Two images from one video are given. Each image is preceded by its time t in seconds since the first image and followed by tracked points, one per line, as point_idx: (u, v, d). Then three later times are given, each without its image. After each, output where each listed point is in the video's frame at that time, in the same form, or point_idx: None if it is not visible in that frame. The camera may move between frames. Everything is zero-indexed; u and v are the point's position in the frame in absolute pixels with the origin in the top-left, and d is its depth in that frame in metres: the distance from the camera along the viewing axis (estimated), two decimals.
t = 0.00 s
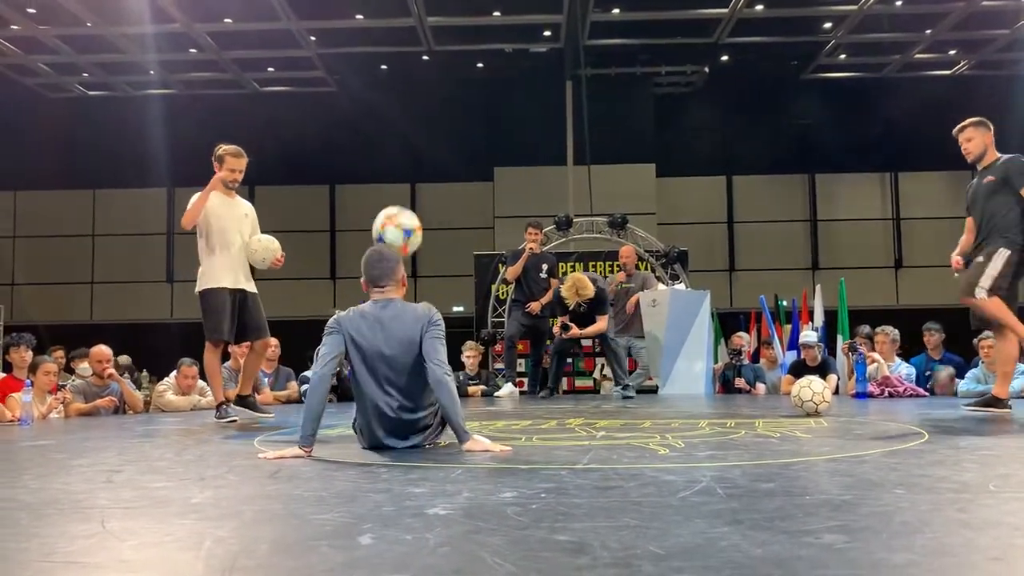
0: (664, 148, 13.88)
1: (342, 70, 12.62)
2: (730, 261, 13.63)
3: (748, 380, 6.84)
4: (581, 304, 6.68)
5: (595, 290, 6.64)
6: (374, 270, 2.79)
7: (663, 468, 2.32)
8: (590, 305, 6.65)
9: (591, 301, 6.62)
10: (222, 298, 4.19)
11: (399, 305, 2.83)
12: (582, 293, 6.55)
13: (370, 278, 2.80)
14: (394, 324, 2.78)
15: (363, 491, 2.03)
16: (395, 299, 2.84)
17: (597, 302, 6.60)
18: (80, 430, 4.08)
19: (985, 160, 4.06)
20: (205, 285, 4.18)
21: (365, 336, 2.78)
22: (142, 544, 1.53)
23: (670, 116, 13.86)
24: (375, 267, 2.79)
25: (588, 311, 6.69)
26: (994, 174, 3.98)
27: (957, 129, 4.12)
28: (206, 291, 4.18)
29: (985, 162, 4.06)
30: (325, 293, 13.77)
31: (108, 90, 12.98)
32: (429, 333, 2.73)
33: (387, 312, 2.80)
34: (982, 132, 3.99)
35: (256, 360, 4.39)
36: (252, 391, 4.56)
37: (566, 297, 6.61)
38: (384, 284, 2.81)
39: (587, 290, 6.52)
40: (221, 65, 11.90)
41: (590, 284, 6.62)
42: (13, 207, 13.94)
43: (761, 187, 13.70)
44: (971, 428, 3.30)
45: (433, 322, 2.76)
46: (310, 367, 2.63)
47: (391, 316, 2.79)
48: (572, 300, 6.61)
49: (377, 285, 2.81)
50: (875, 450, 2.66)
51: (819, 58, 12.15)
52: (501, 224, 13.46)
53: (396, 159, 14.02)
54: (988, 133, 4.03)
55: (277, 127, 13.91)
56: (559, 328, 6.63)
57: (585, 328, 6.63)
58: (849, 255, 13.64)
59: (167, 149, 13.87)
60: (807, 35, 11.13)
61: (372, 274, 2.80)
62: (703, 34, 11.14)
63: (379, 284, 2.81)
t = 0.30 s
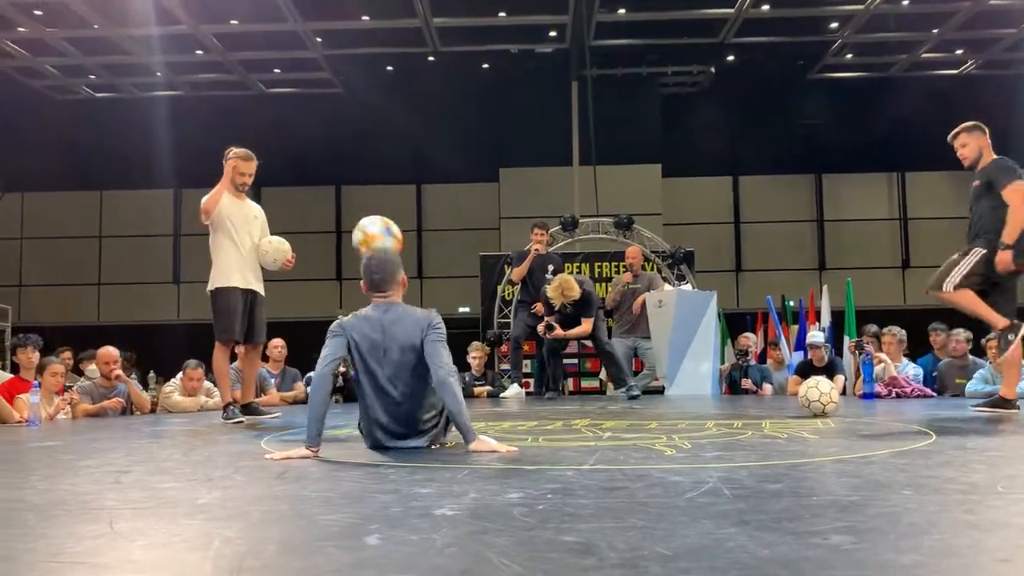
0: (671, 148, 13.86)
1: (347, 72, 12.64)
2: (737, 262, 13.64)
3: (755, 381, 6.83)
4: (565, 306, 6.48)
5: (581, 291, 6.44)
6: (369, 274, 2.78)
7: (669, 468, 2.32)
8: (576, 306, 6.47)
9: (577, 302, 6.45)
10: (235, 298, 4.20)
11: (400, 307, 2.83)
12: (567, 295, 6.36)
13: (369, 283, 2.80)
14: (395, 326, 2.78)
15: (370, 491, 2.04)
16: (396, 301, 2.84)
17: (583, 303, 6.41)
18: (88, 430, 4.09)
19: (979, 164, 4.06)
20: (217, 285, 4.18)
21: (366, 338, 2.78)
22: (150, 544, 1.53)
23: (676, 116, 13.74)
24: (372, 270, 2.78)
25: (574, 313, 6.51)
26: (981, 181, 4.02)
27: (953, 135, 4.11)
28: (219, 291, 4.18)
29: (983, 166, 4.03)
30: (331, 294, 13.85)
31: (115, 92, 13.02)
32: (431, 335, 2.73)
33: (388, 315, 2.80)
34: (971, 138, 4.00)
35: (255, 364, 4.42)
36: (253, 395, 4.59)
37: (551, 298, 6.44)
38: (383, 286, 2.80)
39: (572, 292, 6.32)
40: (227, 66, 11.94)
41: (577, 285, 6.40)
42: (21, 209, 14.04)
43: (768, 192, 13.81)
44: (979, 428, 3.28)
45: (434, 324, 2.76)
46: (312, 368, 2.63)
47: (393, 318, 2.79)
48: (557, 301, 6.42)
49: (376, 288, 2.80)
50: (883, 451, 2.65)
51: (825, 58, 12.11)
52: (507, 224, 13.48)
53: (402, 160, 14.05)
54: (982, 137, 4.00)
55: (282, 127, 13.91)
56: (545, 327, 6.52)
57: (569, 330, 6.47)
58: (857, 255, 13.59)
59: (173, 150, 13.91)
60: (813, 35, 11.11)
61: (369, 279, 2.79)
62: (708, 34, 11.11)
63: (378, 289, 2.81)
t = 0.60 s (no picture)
0: (676, 151, 13.85)
1: (352, 74, 12.67)
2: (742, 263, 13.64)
3: (760, 384, 6.82)
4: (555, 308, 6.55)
5: (571, 293, 6.46)
6: (357, 274, 2.88)
7: (674, 470, 2.31)
8: (566, 308, 6.49)
9: (567, 304, 6.47)
10: (245, 299, 4.21)
11: (388, 307, 2.91)
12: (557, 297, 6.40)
13: (356, 283, 2.88)
14: (388, 325, 2.86)
15: (375, 492, 2.04)
16: (381, 300, 2.93)
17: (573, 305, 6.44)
18: (93, 430, 4.10)
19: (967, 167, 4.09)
20: (228, 286, 4.21)
21: (359, 339, 2.82)
22: (157, 544, 1.54)
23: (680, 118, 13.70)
24: (359, 271, 2.88)
25: (564, 314, 6.54)
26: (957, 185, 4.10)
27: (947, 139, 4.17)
28: (229, 292, 4.21)
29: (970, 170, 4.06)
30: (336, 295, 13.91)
31: (120, 93, 13.03)
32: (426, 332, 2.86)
33: (378, 315, 2.87)
34: (956, 142, 4.06)
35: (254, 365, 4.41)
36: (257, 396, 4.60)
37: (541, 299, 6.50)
38: (371, 286, 2.90)
39: (562, 294, 6.36)
40: (233, 68, 11.97)
41: (567, 287, 6.43)
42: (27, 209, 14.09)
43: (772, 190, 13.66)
44: (985, 431, 3.27)
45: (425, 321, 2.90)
46: (312, 371, 2.65)
47: (384, 318, 2.87)
48: (547, 302, 6.47)
49: (363, 288, 2.89)
50: (888, 453, 2.65)
51: (830, 61, 12.07)
52: (512, 226, 13.52)
53: (406, 161, 14.08)
54: (971, 142, 4.04)
55: (287, 127, 13.90)
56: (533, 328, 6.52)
57: (560, 331, 6.51)
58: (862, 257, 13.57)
59: (178, 151, 13.94)
60: (819, 37, 11.10)
61: (355, 279, 2.88)
62: (713, 36, 11.11)
63: (361, 291, 2.90)
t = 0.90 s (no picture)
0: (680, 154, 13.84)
1: (358, 76, 12.71)
2: (746, 268, 13.78)
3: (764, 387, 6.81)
4: (553, 309, 6.54)
5: (567, 293, 6.45)
6: (381, 271, 2.88)
7: (679, 474, 2.31)
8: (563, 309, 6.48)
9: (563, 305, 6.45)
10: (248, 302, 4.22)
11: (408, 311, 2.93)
12: (552, 296, 6.40)
13: (379, 280, 2.88)
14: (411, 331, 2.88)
15: (379, 494, 2.04)
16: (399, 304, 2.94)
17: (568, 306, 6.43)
18: (97, 431, 4.11)
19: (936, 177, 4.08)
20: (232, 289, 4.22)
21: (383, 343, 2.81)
22: (161, 545, 1.54)
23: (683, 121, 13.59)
24: (383, 269, 2.89)
25: (561, 315, 6.54)
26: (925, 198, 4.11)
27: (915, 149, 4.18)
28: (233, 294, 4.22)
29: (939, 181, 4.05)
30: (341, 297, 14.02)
31: (125, 94, 13.04)
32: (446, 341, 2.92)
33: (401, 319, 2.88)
34: (923, 153, 4.08)
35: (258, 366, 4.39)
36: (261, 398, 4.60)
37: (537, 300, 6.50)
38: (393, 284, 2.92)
39: (557, 293, 6.36)
40: (238, 69, 12.00)
41: (562, 288, 6.42)
42: (33, 210, 14.16)
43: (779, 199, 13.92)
44: (990, 436, 3.26)
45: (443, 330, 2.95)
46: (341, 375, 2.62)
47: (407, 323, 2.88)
48: (542, 301, 6.47)
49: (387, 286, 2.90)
50: (893, 457, 2.64)
51: (836, 64, 12.00)
52: (518, 227, 13.59)
53: (411, 163, 14.11)
54: (939, 152, 4.04)
55: (291, 129, 13.88)
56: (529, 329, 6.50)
57: (557, 331, 6.50)
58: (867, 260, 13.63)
59: (182, 152, 13.95)
60: (824, 41, 11.09)
61: (379, 278, 2.88)
62: (718, 39, 11.11)
63: (382, 289, 2.89)
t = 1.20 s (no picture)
0: (685, 156, 13.82)
1: (363, 78, 12.72)
2: (752, 269, 13.78)
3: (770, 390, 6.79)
4: (562, 309, 6.55)
5: (575, 293, 6.45)
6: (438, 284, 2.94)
7: (684, 476, 2.31)
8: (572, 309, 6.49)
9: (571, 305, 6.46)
10: (249, 303, 4.22)
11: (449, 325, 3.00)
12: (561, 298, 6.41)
13: (439, 292, 2.92)
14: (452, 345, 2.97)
15: (384, 495, 2.04)
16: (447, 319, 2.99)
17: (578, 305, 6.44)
18: (103, 431, 4.13)
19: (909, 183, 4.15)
20: (234, 291, 4.23)
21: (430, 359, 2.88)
22: (167, 545, 1.54)
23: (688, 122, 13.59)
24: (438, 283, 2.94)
25: (570, 315, 6.55)
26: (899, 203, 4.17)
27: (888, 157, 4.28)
28: (234, 296, 4.22)
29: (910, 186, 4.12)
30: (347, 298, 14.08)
31: (131, 96, 13.07)
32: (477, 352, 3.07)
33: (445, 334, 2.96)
34: (894, 160, 4.17)
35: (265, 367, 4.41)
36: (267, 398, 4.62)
37: (545, 300, 6.51)
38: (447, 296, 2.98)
39: (565, 294, 6.37)
40: (244, 71, 12.01)
41: (570, 288, 6.43)
42: (40, 211, 14.23)
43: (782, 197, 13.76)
44: (996, 438, 3.25)
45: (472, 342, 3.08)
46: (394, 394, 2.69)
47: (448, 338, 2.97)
48: (551, 302, 6.48)
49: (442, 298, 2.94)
50: (899, 460, 2.63)
51: (842, 65, 11.95)
52: (522, 230, 13.59)
53: (416, 165, 14.13)
54: (907, 156, 4.12)
55: (297, 130, 13.90)
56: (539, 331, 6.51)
57: (567, 332, 6.51)
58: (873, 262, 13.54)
59: (188, 153, 13.99)
60: (830, 43, 11.07)
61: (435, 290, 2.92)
62: (723, 41, 11.09)
63: (439, 302, 2.93)
